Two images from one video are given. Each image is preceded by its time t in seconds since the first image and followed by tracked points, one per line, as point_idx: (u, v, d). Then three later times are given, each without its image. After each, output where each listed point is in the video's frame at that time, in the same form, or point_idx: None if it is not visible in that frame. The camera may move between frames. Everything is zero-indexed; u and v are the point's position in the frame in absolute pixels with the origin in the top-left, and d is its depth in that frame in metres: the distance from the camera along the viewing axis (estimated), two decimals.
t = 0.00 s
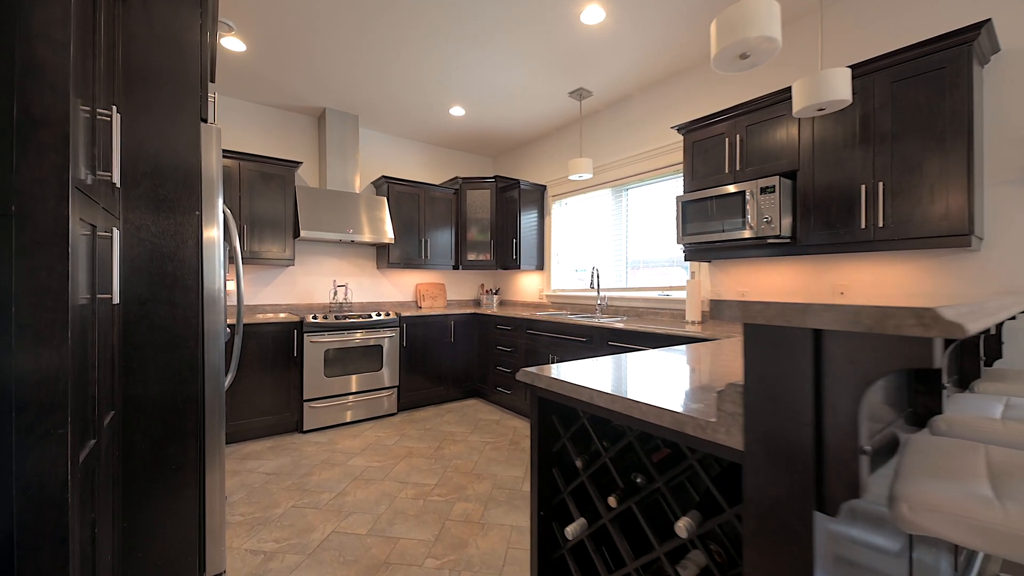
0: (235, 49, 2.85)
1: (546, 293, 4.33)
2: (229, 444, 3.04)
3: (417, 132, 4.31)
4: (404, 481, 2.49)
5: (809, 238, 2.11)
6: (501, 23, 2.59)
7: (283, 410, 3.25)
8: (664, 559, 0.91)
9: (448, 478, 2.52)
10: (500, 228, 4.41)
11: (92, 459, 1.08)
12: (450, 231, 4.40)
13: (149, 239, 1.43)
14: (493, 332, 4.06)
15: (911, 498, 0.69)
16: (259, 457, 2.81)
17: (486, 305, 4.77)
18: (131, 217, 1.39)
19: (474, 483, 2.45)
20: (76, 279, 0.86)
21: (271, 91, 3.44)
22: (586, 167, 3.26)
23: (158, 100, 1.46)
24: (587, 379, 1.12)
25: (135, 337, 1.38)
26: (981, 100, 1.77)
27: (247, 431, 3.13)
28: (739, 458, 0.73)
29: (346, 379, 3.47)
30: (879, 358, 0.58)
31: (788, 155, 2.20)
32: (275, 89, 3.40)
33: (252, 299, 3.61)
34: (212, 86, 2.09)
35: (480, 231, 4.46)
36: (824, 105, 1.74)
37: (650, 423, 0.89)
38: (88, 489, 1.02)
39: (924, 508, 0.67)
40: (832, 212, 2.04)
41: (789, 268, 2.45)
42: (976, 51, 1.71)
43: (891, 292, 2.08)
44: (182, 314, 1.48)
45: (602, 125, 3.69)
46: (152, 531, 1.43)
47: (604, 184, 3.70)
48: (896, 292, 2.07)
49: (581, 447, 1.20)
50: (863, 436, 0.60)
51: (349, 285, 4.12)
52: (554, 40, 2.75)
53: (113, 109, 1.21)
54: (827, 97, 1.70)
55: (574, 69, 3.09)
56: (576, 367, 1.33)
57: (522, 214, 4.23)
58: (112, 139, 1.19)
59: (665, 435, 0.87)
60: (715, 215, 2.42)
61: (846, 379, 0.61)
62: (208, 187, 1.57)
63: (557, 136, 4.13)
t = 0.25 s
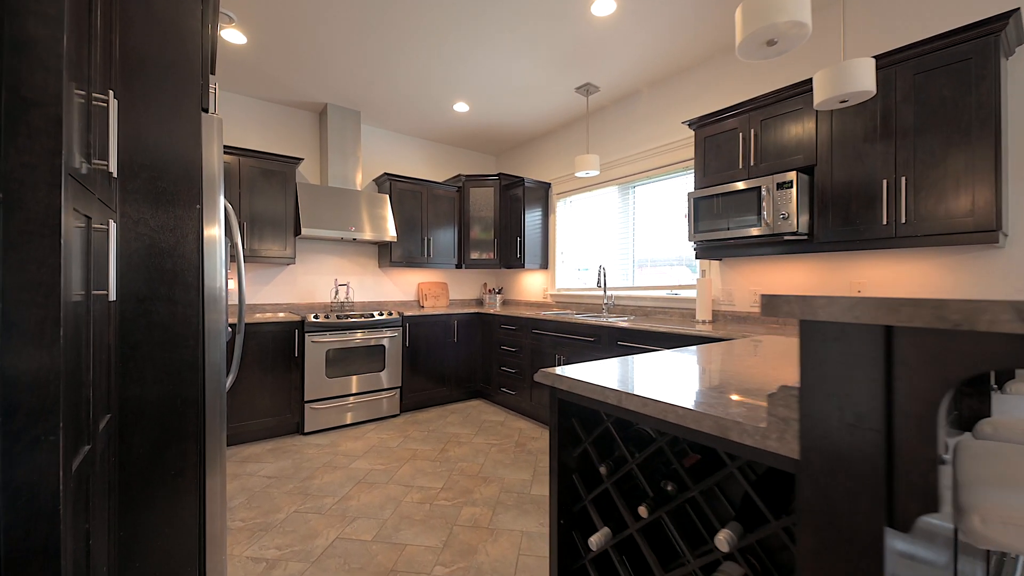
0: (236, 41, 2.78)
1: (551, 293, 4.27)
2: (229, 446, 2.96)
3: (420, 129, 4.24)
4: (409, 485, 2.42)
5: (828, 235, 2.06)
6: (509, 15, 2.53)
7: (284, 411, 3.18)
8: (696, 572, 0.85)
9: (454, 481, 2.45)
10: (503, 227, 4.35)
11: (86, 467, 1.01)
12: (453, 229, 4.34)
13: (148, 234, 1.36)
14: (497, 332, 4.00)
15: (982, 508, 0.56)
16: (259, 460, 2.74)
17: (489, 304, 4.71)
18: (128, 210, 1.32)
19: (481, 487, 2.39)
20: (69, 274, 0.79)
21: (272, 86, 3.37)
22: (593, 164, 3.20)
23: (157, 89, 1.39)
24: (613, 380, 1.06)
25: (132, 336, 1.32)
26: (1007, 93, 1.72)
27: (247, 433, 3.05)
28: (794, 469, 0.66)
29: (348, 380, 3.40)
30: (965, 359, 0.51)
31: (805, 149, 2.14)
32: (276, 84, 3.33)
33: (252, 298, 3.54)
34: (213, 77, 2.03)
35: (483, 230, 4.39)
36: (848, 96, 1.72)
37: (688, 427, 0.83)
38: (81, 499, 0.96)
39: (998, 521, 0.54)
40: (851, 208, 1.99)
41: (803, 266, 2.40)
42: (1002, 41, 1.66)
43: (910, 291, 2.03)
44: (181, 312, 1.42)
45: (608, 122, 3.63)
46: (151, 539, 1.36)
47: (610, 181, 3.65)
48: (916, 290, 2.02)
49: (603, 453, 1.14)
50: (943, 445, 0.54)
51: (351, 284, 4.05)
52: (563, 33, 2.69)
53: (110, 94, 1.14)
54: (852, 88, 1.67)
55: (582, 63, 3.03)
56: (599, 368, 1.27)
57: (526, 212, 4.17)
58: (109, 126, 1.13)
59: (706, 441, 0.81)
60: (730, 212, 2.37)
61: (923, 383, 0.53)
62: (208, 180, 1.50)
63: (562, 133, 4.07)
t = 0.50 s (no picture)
0: (232, 32, 2.69)
1: (553, 292, 4.20)
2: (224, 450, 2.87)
3: (420, 126, 4.17)
4: (411, 490, 2.34)
5: (845, 232, 2.00)
6: (515, 6, 2.46)
7: (281, 414, 3.10)
8: None
9: (457, 486, 2.38)
10: (505, 225, 4.28)
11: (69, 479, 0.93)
12: (454, 227, 4.26)
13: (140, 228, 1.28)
14: (498, 332, 3.92)
15: None
16: (256, 465, 2.66)
17: (490, 304, 4.64)
18: (117, 203, 1.23)
19: (486, 493, 2.31)
20: (50, 269, 0.71)
21: (269, 80, 3.28)
22: (598, 160, 3.14)
23: (148, 74, 1.31)
24: (639, 384, 0.99)
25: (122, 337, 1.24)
26: None
27: (243, 437, 2.97)
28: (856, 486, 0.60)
29: (347, 381, 3.32)
30: None
31: (819, 144, 2.09)
32: (273, 77, 3.24)
33: (248, 298, 3.45)
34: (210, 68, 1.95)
35: (484, 228, 4.32)
36: (869, 88, 1.66)
37: (728, 437, 0.77)
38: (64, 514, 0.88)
39: None
40: (870, 205, 1.93)
41: (816, 265, 2.34)
42: None
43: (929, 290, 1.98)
44: (174, 312, 1.34)
45: (613, 119, 3.57)
46: (141, 551, 1.28)
47: (615, 179, 3.58)
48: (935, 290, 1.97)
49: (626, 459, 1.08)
50: None
51: (350, 283, 3.97)
52: (570, 25, 2.62)
53: (97, 77, 1.06)
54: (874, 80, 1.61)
55: (588, 57, 2.96)
56: (620, 370, 1.21)
57: (529, 210, 4.10)
58: (96, 110, 1.05)
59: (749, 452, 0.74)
60: (743, 209, 2.31)
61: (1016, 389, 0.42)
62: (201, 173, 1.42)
63: (565, 130, 4.01)
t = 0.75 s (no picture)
0: (227, 23, 2.60)
1: (556, 292, 4.13)
2: (219, 457, 2.78)
3: (421, 122, 4.08)
4: (414, 499, 2.26)
5: (866, 230, 1.94)
6: None
7: (278, 419, 3.00)
8: None
9: (462, 494, 2.30)
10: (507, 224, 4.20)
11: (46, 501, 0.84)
12: (455, 226, 4.18)
13: (128, 225, 1.19)
14: (501, 333, 3.84)
15: None
16: (252, 472, 2.56)
17: (491, 305, 4.55)
18: (102, 198, 1.14)
19: (492, 501, 2.23)
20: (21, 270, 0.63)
21: (266, 74, 3.19)
22: (604, 158, 3.07)
23: (136, 59, 1.21)
24: (672, 394, 0.90)
25: (107, 342, 1.14)
26: None
27: (239, 442, 2.87)
28: (944, 518, 0.52)
29: (346, 384, 3.23)
30: None
31: (838, 140, 2.02)
32: (270, 71, 3.15)
33: (244, 299, 3.35)
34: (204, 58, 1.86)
35: (486, 227, 4.24)
36: (896, 80, 1.59)
37: (782, 457, 0.69)
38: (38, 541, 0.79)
39: None
40: (892, 202, 1.86)
41: (832, 264, 2.28)
42: None
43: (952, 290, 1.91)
44: (163, 315, 1.25)
45: (619, 115, 3.50)
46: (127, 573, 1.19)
47: (620, 177, 3.51)
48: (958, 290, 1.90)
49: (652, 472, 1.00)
50: None
51: (348, 283, 3.87)
52: (578, 18, 2.54)
53: (78, 59, 0.97)
54: (900, 71, 1.55)
55: (595, 52, 2.88)
56: (645, 377, 1.13)
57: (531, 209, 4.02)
58: (77, 96, 0.96)
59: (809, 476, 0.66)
60: (758, 207, 2.24)
61: None
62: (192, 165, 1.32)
63: (569, 127, 3.94)
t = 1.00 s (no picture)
0: (222, 15, 2.51)
1: (559, 293, 4.06)
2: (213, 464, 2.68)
3: (421, 120, 4.00)
4: (417, 508, 2.17)
5: (886, 230, 1.87)
6: None
7: (275, 424, 2.91)
8: None
9: (466, 503, 2.22)
10: (509, 224, 4.12)
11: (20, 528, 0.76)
12: (455, 226, 4.10)
13: (113, 223, 1.10)
14: (503, 335, 3.76)
15: None
16: (248, 480, 2.47)
17: (492, 306, 4.48)
18: (85, 194, 1.05)
19: (497, 510, 2.15)
20: None
21: (262, 69, 3.09)
22: (610, 156, 3.00)
23: (124, 45, 1.12)
24: (710, 408, 0.83)
25: (91, 349, 1.06)
26: None
27: (233, 449, 2.78)
28: None
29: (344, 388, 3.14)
30: None
31: (856, 137, 1.96)
32: (266, 66, 3.06)
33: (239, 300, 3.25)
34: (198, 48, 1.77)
35: (487, 227, 4.16)
36: (920, 75, 1.54)
37: (845, 483, 0.62)
38: None
39: None
40: (913, 201, 1.80)
41: (847, 265, 2.22)
42: None
43: (974, 291, 1.86)
44: (152, 320, 1.16)
45: (624, 113, 3.43)
46: None
47: (625, 176, 3.45)
48: (980, 291, 1.85)
49: (683, 491, 0.93)
50: None
51: (346, 284, 3.78)
52: (585, 11, 2.47)
53: (58, 41, 0.88)
54: (926, 65, 1.49)
55: (601, 47, 2.81)
56: (672, 386, 1.06)
57: (534, 208, 3.94)
58: (56, 81, 0.87)
59: (881, 505, 0.59)
60: (772, 206, 2.18)
61: None
62: (183, 160, 1.23)
63: (572, 125, 3.87)
